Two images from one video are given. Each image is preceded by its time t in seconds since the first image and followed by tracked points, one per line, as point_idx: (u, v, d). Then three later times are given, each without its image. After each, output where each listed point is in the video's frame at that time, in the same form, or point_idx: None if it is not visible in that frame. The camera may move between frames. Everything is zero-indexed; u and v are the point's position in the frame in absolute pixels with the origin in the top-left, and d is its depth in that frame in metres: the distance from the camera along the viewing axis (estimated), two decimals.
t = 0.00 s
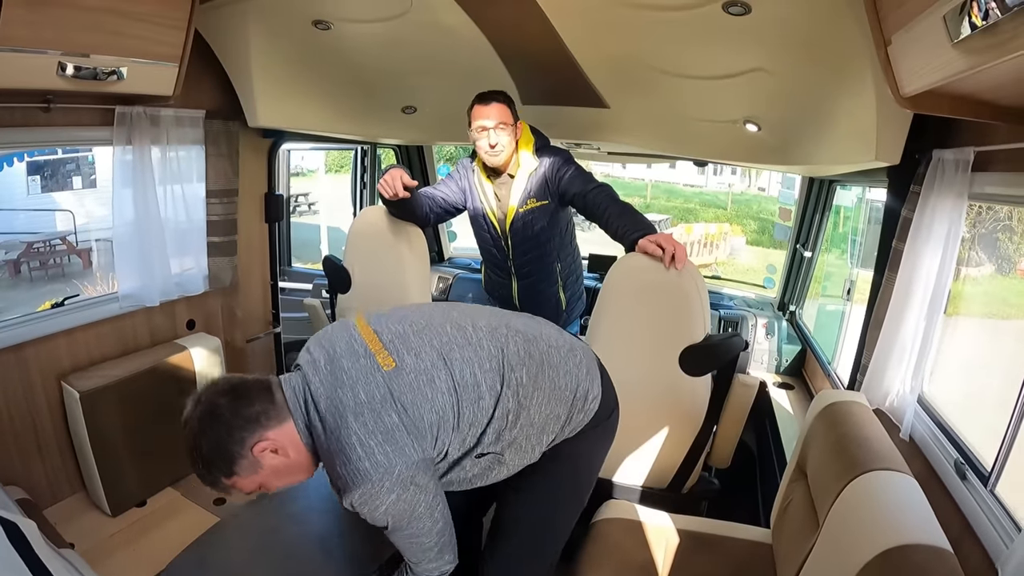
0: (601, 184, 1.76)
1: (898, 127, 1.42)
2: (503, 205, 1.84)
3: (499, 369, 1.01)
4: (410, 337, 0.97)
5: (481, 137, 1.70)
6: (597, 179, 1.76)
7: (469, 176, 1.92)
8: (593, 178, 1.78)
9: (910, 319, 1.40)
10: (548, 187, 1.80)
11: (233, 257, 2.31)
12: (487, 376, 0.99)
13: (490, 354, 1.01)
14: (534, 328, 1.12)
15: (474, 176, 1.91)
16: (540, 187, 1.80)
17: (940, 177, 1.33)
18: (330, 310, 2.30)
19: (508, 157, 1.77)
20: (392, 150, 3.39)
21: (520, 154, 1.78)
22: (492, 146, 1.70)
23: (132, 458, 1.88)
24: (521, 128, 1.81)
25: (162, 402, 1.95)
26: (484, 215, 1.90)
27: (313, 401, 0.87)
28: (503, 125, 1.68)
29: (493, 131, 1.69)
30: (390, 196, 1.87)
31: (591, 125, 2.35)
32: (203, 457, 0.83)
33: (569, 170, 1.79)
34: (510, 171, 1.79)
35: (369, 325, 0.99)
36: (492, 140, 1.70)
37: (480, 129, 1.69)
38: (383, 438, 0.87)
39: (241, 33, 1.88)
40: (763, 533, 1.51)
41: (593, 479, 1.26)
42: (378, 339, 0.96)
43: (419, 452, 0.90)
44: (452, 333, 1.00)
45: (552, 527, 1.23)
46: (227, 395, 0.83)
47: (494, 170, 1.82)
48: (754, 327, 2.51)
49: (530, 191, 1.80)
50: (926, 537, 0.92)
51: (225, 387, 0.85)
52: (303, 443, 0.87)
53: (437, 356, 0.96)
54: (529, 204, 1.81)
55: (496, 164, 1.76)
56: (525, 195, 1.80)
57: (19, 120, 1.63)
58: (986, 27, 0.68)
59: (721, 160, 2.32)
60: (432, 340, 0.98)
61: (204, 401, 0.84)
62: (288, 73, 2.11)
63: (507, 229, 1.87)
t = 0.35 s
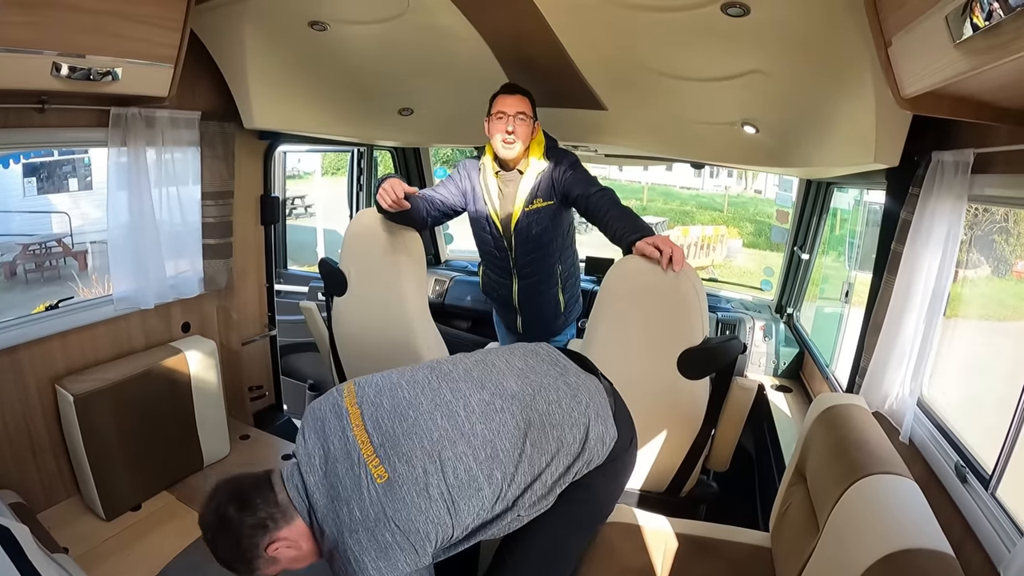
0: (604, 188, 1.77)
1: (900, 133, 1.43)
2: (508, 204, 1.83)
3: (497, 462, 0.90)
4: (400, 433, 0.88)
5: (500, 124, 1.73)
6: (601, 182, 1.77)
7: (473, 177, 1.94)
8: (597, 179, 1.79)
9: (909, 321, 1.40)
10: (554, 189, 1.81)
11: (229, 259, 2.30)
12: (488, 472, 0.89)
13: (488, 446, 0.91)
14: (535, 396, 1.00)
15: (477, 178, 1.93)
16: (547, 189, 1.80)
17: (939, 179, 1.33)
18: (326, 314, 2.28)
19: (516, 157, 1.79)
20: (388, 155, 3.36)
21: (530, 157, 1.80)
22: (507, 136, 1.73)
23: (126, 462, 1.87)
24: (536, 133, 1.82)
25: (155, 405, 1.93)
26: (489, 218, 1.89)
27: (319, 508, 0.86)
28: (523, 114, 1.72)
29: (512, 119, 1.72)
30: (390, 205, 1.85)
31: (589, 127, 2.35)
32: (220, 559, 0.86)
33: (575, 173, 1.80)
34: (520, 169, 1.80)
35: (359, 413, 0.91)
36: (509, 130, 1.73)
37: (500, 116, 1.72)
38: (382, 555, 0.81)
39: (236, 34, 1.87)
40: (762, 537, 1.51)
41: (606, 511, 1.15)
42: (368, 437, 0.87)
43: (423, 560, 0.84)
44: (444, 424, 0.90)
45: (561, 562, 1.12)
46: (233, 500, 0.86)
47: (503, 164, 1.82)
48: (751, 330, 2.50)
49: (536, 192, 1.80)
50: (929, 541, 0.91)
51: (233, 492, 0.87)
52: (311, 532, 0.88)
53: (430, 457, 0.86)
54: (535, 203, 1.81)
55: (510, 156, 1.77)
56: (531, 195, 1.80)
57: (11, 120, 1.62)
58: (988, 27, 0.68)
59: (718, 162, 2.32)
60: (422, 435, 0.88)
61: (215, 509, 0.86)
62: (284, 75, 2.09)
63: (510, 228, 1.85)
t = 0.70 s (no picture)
0: (602, 211, 1.82)
1: (881, 155, 1.46)
2: (513, 219, 1.85)
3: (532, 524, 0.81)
4: (429, 513, 0.76)
5: (518, 135, 1.79)
6: (600, 205, 1.82)
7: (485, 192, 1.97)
8: (596, 199, 1.83)
9: (895, 338, 1.42)
10: (560, 210, 1.85)
11: (215, 277, 2.27)
12: (526, 535, 0.80)
13: (520, 508, 0.81)
14: (544, 442, 0.90)
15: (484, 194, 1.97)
16: (553, 210, 1.84)
17: (924, 197, 1.35)
18: (314, 332, 2.25)
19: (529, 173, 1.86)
20: (377, 174, 3.35)
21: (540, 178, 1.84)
22: (529, 147, 1.79)
23: (113, 482, 1.83)
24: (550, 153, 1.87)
25: (140, 422, 1.89)
26: (495, 239, 1.90)
27: None
28: (542, 130, 1.78)
29: (531, 133, 1.78)
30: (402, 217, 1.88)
31: (577, 147, 2.38)
32: None
33: (580, 196, 1.85)
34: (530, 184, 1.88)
35: (373, 503, 0.77)
36: (531, 144, 1.79)
37: (520, 127, 1.78)
38: None
39: (226, 51, 1.88)
40: (753, 555, 1.49)
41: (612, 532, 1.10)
42: (395, 527, 0.75)
43: None
44: (471, 493, 0.79)
45: None
46: None
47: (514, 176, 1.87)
48: (739, 348, 2.50)
49: (543, 210, 1.83)
50: (925, 557, 0.90)
51: None
52: None
53: (467, 533, 0.75)
54: (540, 221, 1.84)
55: (524, 169, 1.82)
56: (538, 213, 1.83)
57: None
58: (968, 47, 0.70)
59: (702, 182, 2.37)
60: (453, 511, 0.77)
61: None
62: (273, 93, 2.10)
63: (513, 242, 1.85)
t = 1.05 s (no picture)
0: (581, 222, 1.82)
1: (856, 157, 1.46)
2: (493, 229, 1.84)
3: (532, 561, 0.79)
4: (433, 552, 0.74)
5: (488, 155, 1.78)
6: (579, 216, 1.82)
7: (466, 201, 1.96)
8: (575, 210, 1.83)
9: (872, 342, 1.43)
10: (539, 220, 1.85)
11: (192, 293, 2.21)
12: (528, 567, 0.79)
13: (520, 540, 0.80)
14: (541, 471, 0.88)
15: (465, 205, 1.95)
16: (532, 220, 1.83)
17: (898, 202, 1.37)
18: (291, 348, 2.21)
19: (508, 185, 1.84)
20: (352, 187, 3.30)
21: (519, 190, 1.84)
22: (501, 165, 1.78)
23: (90, 504, 1.76)
24: (529, 164, 1.87)
25: (117, 441, 1.83)
26: (477, 253, 1.89)
27: None
28: (511, 144, 1.77)
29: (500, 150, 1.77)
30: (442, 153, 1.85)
31: (554, 158, 2.39)
32: None
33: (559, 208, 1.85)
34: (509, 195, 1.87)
35: (373, 541, 0.74)
36: (501, 159, 1.78)
37: (488, 147, 1.77)
38: None
39: (198, 64, 1.85)
40: (736, 562, 1.48)
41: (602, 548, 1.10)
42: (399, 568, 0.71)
43: None
44: (473, 528, 0.77)
45: None
46: None
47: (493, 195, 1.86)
48: (717, 356, 2.53)
49: (522, 221, 1.83)
50: (904, 560, 0.90)
51: None
52: None
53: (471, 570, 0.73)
54: (519, 231, 1.83)
55: (502, 188, 1.81)
56: (517, 223, 1.82)
57: None
58: (937, 55, 0.72)
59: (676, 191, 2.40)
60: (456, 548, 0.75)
61: None
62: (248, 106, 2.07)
63: (492, 251, 1.85)
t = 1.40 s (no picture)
0: (550, 225, 1.80)
1: (822, 157, 1.48)
2: (461, 234, 1.82)
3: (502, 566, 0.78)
4: (399, 554, 0.73)
5: (454, 159, 1.76)
6: (548, 220, 1.80)
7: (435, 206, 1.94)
8: (544, 214, 1.82)
9: (842, 339, 1.45)
10: (507, 224, 1.83)
11: (160, 304, 2.14)
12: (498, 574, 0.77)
13: (489, 544, 0.78)
14: (512, 476, 0.88)
15: (434, 211, 1.93)
16: (501, 224, 1.81)
17: (864, 200, 1.40)
18: (260, 359, 2.15)
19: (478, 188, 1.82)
20: (319, 193, 3.22)
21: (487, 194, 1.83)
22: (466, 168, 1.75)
23: (63, 523, 1.69)
24: (496, 167, 1.87)
25: (85, 462, 1.75)
26: (446, 256, 1.87)
27: None
28: (476, 146, 1.75)
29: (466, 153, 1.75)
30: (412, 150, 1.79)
31: (524, 161, 2.38)
32: None
33: (527, 212, 1.83)
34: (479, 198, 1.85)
35: (339, 541, 0.74)
36: (465, 164, 1.76)
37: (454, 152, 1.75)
38: None
39: (159, 71, 1.80)
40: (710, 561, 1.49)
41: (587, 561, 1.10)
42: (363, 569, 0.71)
43: None
44: (441, 532, 0.76)
45: None
46: None
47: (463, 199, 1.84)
48: (689, 355, 2.55)
49: (491, 225, 1.81)
50: (880, 558, 0.90)
51: None
52: None
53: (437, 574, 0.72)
54: (488, 236, 1.81)
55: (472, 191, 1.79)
56: (486, 228, 1.80)
57: None
58: (898, 52, 0.72)
59: (645, 192, 2.42)
60: (423, 550, 0.74)
61: None
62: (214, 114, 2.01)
63: (461, 255, 1.82)
